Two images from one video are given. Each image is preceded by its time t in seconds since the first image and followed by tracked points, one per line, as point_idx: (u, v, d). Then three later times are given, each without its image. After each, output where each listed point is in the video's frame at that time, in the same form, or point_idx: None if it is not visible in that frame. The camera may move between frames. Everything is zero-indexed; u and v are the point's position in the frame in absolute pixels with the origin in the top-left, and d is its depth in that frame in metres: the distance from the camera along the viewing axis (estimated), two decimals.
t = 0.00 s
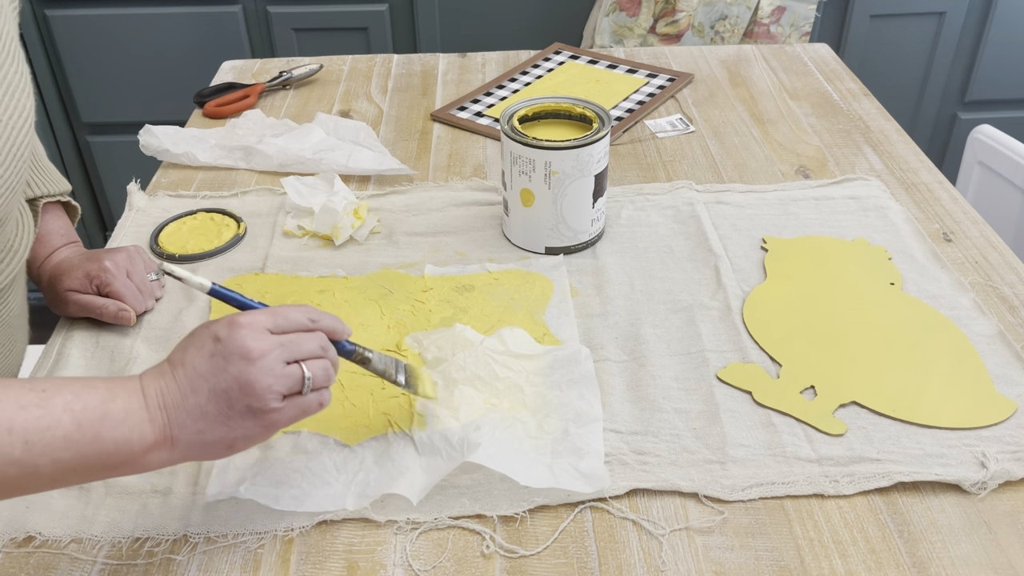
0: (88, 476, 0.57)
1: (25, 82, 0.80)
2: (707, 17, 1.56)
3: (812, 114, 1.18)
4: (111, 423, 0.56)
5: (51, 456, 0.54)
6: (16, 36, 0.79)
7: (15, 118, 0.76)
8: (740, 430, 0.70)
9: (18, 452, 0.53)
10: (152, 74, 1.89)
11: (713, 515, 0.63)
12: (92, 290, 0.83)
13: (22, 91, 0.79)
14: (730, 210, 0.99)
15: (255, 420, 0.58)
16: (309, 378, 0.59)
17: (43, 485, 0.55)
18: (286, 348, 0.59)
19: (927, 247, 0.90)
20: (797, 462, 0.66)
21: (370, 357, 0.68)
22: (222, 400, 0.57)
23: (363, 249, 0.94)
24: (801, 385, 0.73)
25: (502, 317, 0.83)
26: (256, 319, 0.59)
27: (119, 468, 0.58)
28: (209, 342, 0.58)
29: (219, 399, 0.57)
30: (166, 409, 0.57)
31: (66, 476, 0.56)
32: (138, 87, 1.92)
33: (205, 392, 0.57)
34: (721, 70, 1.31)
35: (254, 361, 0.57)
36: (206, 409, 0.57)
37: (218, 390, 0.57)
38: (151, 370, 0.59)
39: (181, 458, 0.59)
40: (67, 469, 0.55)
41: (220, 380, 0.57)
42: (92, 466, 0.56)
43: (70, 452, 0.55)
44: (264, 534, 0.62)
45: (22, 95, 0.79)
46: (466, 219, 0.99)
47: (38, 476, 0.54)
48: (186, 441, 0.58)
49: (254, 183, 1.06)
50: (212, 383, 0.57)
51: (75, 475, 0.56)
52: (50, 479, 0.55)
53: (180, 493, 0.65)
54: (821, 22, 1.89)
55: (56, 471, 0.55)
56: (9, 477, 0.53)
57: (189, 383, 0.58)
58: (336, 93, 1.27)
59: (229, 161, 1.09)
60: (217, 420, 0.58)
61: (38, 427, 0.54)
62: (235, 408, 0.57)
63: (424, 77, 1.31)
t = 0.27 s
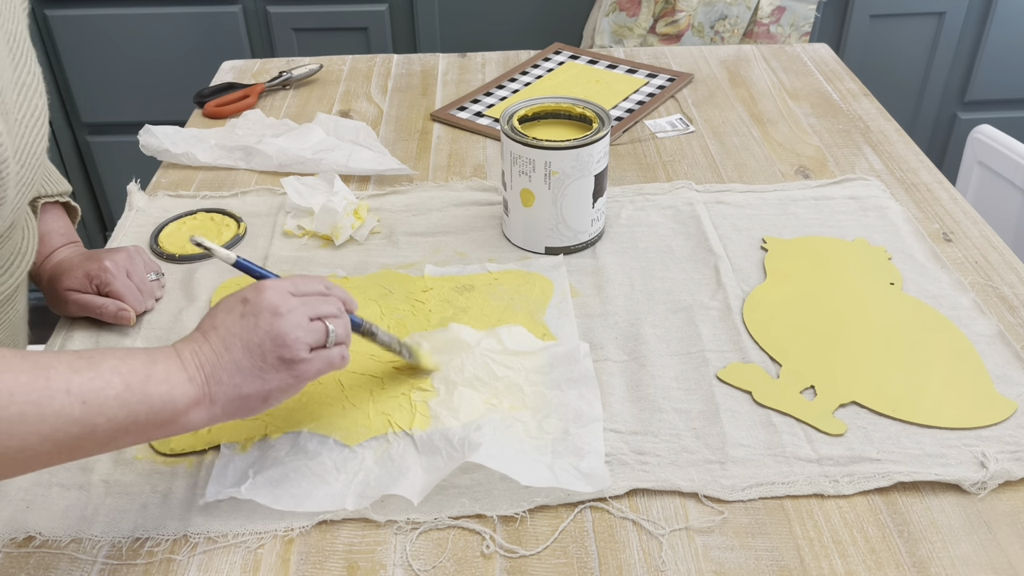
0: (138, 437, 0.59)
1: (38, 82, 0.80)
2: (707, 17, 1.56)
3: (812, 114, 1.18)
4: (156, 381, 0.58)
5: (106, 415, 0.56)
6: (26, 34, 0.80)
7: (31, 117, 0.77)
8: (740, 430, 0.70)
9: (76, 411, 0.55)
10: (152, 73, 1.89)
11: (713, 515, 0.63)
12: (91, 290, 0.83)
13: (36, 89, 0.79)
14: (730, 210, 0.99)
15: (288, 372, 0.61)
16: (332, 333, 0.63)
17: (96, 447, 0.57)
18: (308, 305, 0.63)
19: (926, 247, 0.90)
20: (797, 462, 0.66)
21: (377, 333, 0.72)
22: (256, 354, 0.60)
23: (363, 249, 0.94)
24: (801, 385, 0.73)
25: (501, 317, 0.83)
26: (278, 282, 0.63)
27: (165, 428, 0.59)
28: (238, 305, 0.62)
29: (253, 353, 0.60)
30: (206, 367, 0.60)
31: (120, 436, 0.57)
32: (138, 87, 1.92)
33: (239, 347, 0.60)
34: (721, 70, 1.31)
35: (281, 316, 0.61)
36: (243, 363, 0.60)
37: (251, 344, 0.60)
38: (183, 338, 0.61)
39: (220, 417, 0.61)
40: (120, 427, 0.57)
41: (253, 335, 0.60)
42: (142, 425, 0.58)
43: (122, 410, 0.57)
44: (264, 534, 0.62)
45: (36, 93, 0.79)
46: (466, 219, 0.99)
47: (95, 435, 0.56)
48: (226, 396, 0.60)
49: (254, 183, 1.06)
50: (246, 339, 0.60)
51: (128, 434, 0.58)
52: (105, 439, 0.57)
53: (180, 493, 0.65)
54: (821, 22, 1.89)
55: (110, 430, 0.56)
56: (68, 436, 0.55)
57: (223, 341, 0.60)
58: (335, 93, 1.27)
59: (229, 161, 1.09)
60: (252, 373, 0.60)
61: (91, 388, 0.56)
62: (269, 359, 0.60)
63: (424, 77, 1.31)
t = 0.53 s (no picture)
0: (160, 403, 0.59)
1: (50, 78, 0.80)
2: (707, 17, 1.56)
3: (812, 114, 1.18)
4: (172, 349, 0.59)
5: (131, 382, 0.56)
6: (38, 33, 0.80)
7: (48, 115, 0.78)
8: (741, 430, 0.70)
9: (103, 379, 0.55)
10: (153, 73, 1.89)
11: (713, 515, 0.63)
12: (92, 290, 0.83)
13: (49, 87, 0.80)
14: (730, 210, 0.99)
15: (295, 337, 0.63)
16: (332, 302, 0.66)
17: (121, 414, 0.58)
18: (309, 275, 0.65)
19: (927, 247, 0.90)
20: (798, 462, 0.66)
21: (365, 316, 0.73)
22: (264, 320, 0.62)
23: (363, 249, 0.94)
24: (801, 385, 0.73)
25: (502, 317, 0.83)
26: (281, 255, 0.65)
27: (182, 396, 0.60)
28: (243, 276, 0.64)
29: (261, 320, 0.62)
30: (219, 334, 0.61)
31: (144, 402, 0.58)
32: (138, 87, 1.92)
33: (248, 314, 0.62)
34: (721, 70, 1.31)
35: (286, 283, 0.63)
36: (253, 330, 0.62)
37: (259, 311, 0.62)
38: (192, 311, 0.62)
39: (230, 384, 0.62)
40: (144, 394, 0.57)
41: (261, 303, 0.62)
42: (164, 391, 0.58)
43: (144, 377, 0.57)
44: (264, 534, 0.62)
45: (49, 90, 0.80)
46: (466, 219, 0.99)
47: (122, 402, 0.57)
48: (237, 362, 0.61)
49: (254, 183, 1.06)
50: (254, 307, 0.62)
51: (150, 401, 0.58)
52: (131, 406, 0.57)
53: (180, 493, 0.65)
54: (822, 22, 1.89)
55: (135, 397, 0.57)
56: (96, 403, 0.55)
57: (232, 310, 0.61)
58: (335, 93, 1.27)
59: (230, 161, 1.09)
60: (262, 339, 0.62)
61: (114, 356, 0.56)
62: (277, 326, 0.62)
63: (424, 77, 1.31)
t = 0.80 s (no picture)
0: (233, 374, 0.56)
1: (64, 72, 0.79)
2: (707, 17, 1.56)
3: (812, 114, 1.18)
4: (247, 322, 0.55)
5: (204, 356, 0.54)
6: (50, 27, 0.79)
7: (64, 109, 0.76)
8: (741, 430, 0.70)
9: (174, 354, 0.53)
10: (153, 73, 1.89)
11: (712, 515, 0.63)
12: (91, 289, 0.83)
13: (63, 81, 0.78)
14: (730, 210, 0.99)
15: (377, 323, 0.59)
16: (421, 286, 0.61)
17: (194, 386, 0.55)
18: (398, 252, 0.60)
19: (927, 247, 0.90)
20: (797, 462, 0.66)
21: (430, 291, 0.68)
22: (346, 301, 0.57)
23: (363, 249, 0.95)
24: (801, 385, 0.73)
25: (502, 317, 0.83)
26: (376, 227, 0.59)
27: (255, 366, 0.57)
28: (336, 245, 0.58)
29: (344, 300, 0.57)
30: (297, 310, 0.57)
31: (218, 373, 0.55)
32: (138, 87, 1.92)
33: (330, 291, 0.57)
34: (721, 70, 1.31)
35: (384, 270, 0.58)
36: (334, 309, 0.57)
37: (342, 291, 0.57)
38: (270, 274, 0.58)
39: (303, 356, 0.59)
40: (219, 365, 0.55)
41: (346, 282, 0.57)
42: (238, 363, 0.56)
43: (218, 351, 0.54)
44: (264, 534, 0.62)
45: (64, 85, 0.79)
46: (466, 219, 0.99)
47: (195, 374, 0.54)
48: (312, 337, 0.57)
49: (254, 183, 1.06)
50: (339, 285, 0.57)
51: (225, 372, 0.55)
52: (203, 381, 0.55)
53: (180, 493, 0.65)
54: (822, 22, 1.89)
55: (209, 370, 0.54)
56: (168, 378, 0.53)
57: (317, 284, 0.57)
58: (335, 93, 1.27)
59: (230, 161, 1.09)
60: (341, 319, 0.58)
61: (187, 330, 0.53)
62: (358, 309, 0.57)
63: (424, 77, 1.31)
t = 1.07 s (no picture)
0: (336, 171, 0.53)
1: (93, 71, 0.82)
2: (707, 17, 1.56)
3: (812, 114, 1.18)
4: (365, 163, 0.51)
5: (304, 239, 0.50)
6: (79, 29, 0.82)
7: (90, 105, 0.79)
8: (740, 430, 0.70)
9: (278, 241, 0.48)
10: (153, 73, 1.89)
11: (712, 515, 0.63)
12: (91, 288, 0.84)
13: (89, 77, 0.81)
14: (730, 210, 0.99)
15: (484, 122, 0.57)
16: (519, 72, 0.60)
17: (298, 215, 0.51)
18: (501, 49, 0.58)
19: (927, 247, 0.90)
20: (797, 462, 0.66)
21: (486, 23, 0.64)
22: (456, 104, 0.55)
23: (363, 249, 0.95)
24: (802, 385, 0.73)
25: (502, 317, 0.83)
26: (476, 30, 0.57)
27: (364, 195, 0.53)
28: (441, 55, 0.55)
29: (455, 104, 0.55)
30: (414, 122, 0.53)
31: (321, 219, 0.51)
32: (139, 87, 1.92)
33: (444, 102, 0.54)
34: (721, 70, 1.31)
35: (490, 62, 0.56)
36: (447, 112, 0.54)
37: (457, 93, 0.55)
38: (380, 97, 0.53)
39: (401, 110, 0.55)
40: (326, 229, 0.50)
41: (458, 85, 0.55)
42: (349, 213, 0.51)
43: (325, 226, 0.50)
44: (264, 534, 0.62)
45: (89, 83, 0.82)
46: (466, 219, 0.99)
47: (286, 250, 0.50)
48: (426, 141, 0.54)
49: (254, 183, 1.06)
50: (450, 88, 0.54)
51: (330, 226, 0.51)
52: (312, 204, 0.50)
53: (180, 493, 0.65)
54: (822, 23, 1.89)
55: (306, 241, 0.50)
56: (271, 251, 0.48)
57: (430, 92, 0.54)
58: (335, 93, 1.27)
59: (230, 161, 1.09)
60: (454, 120, 0.55)
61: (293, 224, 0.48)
62: (469, 109, 0.55)
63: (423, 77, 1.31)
